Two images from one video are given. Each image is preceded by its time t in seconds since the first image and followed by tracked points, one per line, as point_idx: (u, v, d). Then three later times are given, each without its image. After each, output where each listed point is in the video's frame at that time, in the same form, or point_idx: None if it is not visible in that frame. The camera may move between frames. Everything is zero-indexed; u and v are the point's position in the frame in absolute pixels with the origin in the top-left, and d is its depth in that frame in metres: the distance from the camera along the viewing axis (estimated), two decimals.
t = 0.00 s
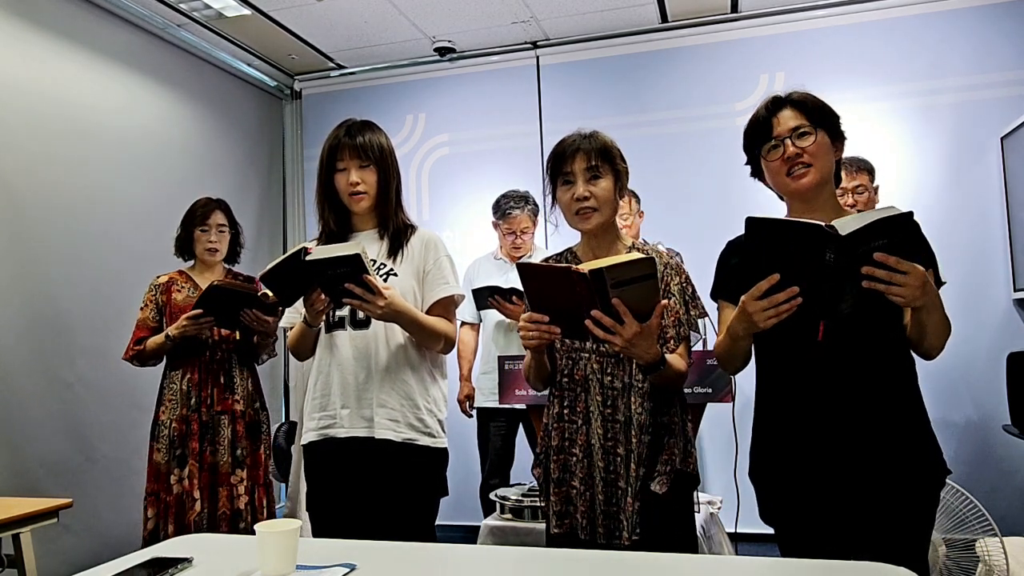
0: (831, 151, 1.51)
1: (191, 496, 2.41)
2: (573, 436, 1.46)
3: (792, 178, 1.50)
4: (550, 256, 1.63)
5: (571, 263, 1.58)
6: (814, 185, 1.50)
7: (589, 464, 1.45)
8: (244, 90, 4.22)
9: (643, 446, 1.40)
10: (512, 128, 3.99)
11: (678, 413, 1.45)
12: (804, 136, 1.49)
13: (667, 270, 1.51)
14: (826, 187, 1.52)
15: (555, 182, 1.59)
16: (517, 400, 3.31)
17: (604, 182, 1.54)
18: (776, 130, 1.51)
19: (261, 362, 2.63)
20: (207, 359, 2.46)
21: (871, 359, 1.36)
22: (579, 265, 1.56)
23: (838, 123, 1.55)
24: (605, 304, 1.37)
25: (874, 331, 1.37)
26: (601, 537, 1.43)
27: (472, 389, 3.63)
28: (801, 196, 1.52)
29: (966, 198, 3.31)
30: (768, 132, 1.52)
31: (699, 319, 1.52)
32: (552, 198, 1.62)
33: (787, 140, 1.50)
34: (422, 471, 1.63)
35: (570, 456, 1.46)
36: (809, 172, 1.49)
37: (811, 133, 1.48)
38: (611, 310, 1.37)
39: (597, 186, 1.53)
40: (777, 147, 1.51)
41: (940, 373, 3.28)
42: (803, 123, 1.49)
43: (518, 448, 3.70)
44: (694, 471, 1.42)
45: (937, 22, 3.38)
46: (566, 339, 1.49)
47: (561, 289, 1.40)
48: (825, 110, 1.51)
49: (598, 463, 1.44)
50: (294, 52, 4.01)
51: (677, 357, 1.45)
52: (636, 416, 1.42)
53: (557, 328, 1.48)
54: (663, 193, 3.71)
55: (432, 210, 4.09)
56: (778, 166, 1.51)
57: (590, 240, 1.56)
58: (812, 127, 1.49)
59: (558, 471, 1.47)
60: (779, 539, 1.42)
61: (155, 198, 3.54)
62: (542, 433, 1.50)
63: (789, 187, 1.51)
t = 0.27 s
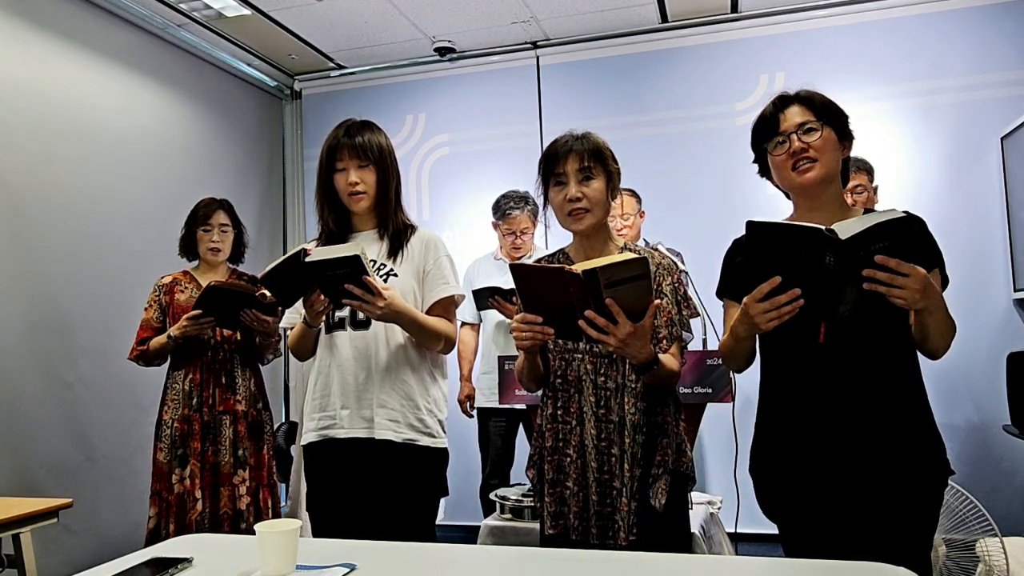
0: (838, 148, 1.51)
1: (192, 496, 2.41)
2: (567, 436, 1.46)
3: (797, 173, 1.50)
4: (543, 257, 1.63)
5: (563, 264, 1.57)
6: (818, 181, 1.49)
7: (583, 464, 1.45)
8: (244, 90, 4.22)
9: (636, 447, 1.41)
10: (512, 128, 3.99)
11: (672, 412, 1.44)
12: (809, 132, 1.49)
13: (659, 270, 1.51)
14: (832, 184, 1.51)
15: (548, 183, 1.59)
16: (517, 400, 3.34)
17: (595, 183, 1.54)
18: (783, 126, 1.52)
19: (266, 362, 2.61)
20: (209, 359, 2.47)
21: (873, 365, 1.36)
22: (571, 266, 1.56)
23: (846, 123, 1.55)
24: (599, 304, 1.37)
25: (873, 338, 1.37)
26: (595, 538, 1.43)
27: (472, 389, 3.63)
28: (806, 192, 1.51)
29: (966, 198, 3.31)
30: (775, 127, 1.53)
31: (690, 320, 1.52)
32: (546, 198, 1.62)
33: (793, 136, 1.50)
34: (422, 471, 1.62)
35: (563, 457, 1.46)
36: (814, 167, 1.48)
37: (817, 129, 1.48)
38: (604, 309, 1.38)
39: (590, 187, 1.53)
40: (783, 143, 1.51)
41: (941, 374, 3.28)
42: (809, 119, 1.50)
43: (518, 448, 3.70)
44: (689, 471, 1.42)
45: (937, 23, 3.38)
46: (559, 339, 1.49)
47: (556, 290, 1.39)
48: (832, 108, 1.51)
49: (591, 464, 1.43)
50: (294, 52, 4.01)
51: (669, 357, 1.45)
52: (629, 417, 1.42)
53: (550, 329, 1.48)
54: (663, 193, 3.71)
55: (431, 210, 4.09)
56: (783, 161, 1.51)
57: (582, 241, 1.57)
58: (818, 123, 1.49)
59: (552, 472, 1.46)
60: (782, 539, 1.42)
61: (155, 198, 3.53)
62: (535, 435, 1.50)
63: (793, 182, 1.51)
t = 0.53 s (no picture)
0: (850, 147, 1.51)
1: (193, 496, 2.42)
2: (563, 437, 1.46)
3: (806, 171, 1.50)
4: (538, 258, 1.63)
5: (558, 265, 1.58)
6: (828, 179, 1.49)
7: (580, 464, 1.45)
8: (244, 90, 4.22)
9: (634, 447, 1.41)
10: (512, 128, 3.99)
11: (668, 412, 1.45)
12: (820, 130, 1.49)
13: (654, 270, 1.51)
14: (843, 182, 1.51)
15: (542, 184, 1.58)
16: (517, 400, 3.31)
17: (591, 184, 1.54)
18: (794, 124, 1.52)
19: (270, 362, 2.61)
20: (210, 360, 2.47)
21: (876, 357, 1.37)
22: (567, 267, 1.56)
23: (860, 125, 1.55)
24: (596, 305, 1.36)
25: (878, 340, 1.38)
26: (592, 538, 1.43)
27: (472, 389, 3.62)
28: (817, 190, 1.51)
29: (966, 198, 3.31)
30: (787, 126, 1.53)
31: (685, 320, 1.53)
32: (539, 199, 1.62)
33: (804, 134, 1.50)
34: (422, 471, 1.62)
35: (560, 457, 1.46)
36: (824, 165, 1.48)
37: (828, 128, 1.49)
38: (603, 309, 1.37)
39: (585, 188, 1.53)
40: (794, 141, 1.51)
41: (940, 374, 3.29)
42: (821, 118, 1.50)
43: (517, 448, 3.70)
44: (684, 470, 1.42)
45: (937, 22, 3.38)
46: (555, 340, 1.49)
47: (552, 290, 1.39)
48: (845, 109, 1.51)
49: (588, 464, 1.43)
50: (294, 52, 4.01)
51: (665, 357, 1.45)
52: (626, 417, 1.42)
53: (547, 329, 1.47)
54: (663, 193, 3.71)
55: (432, 210, 4.10)
56: (793, 158, 1.51)
57: (577, 241, 1.57)
58: (830, 122, 1.49)
59: (548, 473, 1.46)
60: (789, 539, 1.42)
61: (156, 198, 3.54)
62: (532, 436, 1.50)
63: (802, 180, 1.51)
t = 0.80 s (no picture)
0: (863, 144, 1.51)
1: (192, 497, 2.41)
2: (560, 436, 1.45)
3: (818, 163, 1.50)
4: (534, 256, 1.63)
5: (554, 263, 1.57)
6: (839, 173, 1.49)
7: (576, 463, 1.44)
8: (244, 90, 4.22)
9: (630, 446, 1.41)
10: (512, 129, 3.99)
11: (665, 412, 1.45)
12: (834, 124, 1.49)
13: (651, 269, 1.51)
14: (855, 177, 1.50)
15: (539, 180, 1.59)
16: (517, 400, 3.31)
17: (588, 182, 1.54)
18: (809, 118, 1.52)
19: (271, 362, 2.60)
20: (210, 360, 2.47)
21: (880, 358, 1.37)
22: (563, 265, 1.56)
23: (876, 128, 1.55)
24: (594, 304, 1.36)
25: (879, 327, 1.38)
26: (588, 537, 1.43)
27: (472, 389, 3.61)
28: (828, 183, 1.51)
29: (965, 198, 3.31)
30: (802, 119, 1.53)
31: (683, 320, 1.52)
32: (536, 195, 1.62)
33: (818, 127, 1.50)
34: (423, 471, 1.62)
35: (556, 456, 1.46)
36: (835, 158, 1.48)
37: (843, 124, 1.49)
38: (600, 310, 1.37)
39: (582, 185, 1.53)
40: (807, 134, 1.51)
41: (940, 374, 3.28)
42: (836, 113, 1.50)
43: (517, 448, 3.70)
44: (680, 470, 1.42)
45: (937, 23, 3.38)
46: (552, 339, 1.49)
47: (550, 289, 1.39)
48: (862, 110, 1.52)
49: (584, 463, 1.43)
50: (294, 52, 4.01)
51: (662, 356, 1.45)
52: (622, 415, 1.42)
53: (544, 329, 1.46)
54: (662, 193, 3.71)
55: (432, 210, 4.10)
56: (806, 151, 1.51)
57: (570, 242, 1.57)
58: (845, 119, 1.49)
59: (543, 472, 1.46)
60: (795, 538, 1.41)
61: (156, 198, 3.54)
62: (528, 435, 1.49)
63: (814, 173, 1.50)
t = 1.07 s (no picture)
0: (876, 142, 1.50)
1: (191, 496, 2.41)
2: (558, 433, 1.45)
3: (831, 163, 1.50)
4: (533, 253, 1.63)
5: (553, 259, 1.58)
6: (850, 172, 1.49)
7: (574, 461, 1.44)
8: (244, 90, 4.22)
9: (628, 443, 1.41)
10: (512, 129, 3.99)
11: (663, 412, 1.46)
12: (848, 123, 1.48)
13: (649, 266, 1.51)
14: (867, 177, 1.51)
15: (540, 181, 1.58)
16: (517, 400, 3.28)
17: (591, 185, 1.53)
18: (824, 115, 1.51)
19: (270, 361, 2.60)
20: (209, 359, 2.48)
21: (886, 355, 1.36)
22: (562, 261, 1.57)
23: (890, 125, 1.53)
24: (592, 300, 1.37)
25: (884, 304, 1.38)
26: (585, 534, 1.42)
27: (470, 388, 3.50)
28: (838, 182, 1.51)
29: (965, 198, 3.31)
30: (817, 118, 1.52)
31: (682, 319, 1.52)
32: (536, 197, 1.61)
33: (832, 127, 1.49)
34: (422, 469, 1.62)
35: (554, 454, 1.46)
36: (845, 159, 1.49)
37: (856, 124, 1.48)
38: (598, 305, 1.37)
39: (584, 189, 1.52)
40: (821, 132, 1.50)
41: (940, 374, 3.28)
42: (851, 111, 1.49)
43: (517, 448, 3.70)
44: (678, 470, 1.42)
45: (937, 23, 3.38)
46: (551, 336, 1.49)
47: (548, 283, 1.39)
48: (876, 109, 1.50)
49: (583, 460, 1.43)
50: (294, 52, 4.01)
51: (661, 353, 1.45)
52: (620, 412, 1.42)
53: (543, 326, 1.46)
54: (662, 193, 3.71)
55: (432, 210, 4.10)
56: (819, 150, 1.51)
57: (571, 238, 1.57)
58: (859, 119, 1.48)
59: (541, 469, 1.46)
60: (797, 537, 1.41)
61: (156, 198, 3.54)
62: (526, 433, 1.49)
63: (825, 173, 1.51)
